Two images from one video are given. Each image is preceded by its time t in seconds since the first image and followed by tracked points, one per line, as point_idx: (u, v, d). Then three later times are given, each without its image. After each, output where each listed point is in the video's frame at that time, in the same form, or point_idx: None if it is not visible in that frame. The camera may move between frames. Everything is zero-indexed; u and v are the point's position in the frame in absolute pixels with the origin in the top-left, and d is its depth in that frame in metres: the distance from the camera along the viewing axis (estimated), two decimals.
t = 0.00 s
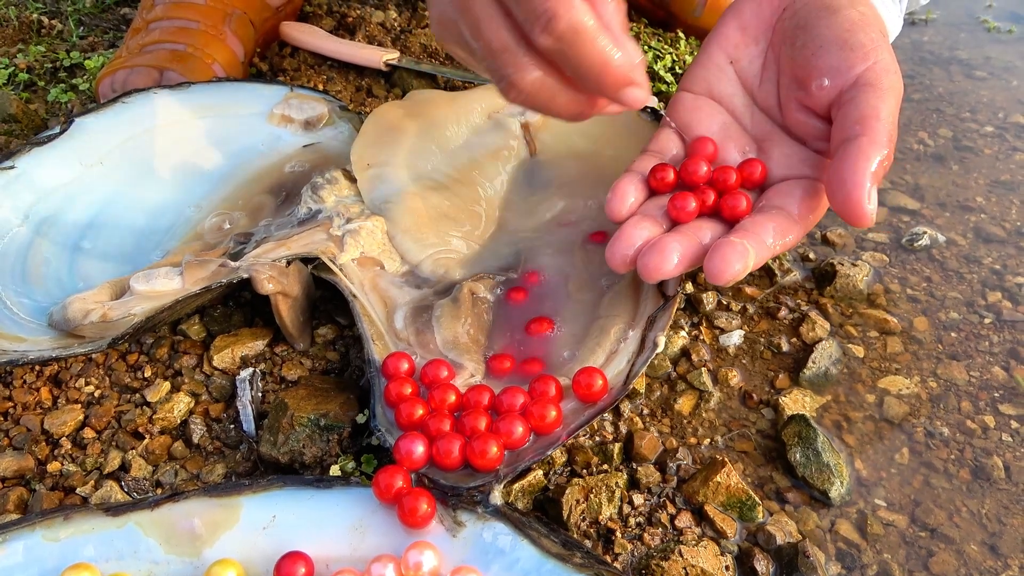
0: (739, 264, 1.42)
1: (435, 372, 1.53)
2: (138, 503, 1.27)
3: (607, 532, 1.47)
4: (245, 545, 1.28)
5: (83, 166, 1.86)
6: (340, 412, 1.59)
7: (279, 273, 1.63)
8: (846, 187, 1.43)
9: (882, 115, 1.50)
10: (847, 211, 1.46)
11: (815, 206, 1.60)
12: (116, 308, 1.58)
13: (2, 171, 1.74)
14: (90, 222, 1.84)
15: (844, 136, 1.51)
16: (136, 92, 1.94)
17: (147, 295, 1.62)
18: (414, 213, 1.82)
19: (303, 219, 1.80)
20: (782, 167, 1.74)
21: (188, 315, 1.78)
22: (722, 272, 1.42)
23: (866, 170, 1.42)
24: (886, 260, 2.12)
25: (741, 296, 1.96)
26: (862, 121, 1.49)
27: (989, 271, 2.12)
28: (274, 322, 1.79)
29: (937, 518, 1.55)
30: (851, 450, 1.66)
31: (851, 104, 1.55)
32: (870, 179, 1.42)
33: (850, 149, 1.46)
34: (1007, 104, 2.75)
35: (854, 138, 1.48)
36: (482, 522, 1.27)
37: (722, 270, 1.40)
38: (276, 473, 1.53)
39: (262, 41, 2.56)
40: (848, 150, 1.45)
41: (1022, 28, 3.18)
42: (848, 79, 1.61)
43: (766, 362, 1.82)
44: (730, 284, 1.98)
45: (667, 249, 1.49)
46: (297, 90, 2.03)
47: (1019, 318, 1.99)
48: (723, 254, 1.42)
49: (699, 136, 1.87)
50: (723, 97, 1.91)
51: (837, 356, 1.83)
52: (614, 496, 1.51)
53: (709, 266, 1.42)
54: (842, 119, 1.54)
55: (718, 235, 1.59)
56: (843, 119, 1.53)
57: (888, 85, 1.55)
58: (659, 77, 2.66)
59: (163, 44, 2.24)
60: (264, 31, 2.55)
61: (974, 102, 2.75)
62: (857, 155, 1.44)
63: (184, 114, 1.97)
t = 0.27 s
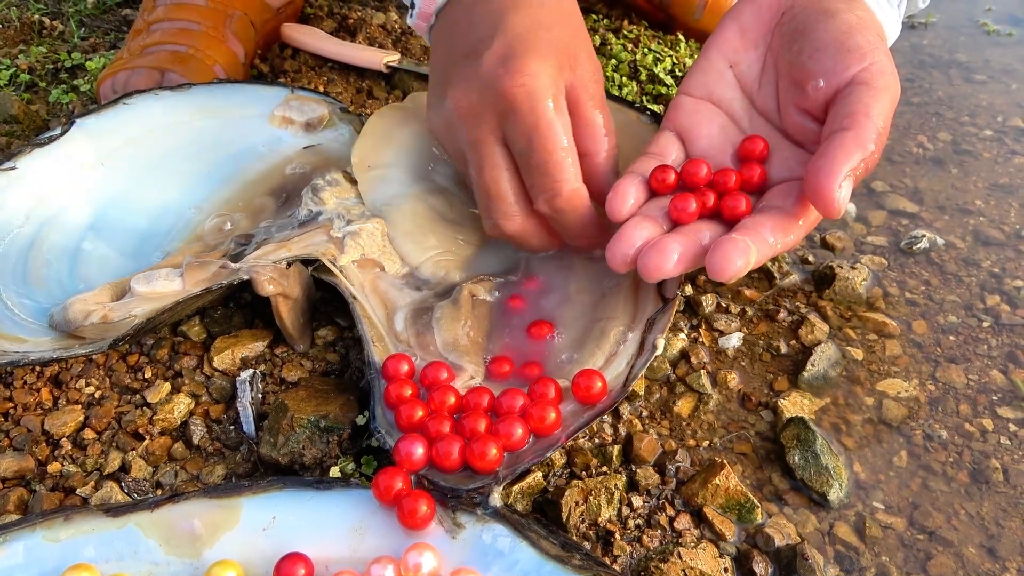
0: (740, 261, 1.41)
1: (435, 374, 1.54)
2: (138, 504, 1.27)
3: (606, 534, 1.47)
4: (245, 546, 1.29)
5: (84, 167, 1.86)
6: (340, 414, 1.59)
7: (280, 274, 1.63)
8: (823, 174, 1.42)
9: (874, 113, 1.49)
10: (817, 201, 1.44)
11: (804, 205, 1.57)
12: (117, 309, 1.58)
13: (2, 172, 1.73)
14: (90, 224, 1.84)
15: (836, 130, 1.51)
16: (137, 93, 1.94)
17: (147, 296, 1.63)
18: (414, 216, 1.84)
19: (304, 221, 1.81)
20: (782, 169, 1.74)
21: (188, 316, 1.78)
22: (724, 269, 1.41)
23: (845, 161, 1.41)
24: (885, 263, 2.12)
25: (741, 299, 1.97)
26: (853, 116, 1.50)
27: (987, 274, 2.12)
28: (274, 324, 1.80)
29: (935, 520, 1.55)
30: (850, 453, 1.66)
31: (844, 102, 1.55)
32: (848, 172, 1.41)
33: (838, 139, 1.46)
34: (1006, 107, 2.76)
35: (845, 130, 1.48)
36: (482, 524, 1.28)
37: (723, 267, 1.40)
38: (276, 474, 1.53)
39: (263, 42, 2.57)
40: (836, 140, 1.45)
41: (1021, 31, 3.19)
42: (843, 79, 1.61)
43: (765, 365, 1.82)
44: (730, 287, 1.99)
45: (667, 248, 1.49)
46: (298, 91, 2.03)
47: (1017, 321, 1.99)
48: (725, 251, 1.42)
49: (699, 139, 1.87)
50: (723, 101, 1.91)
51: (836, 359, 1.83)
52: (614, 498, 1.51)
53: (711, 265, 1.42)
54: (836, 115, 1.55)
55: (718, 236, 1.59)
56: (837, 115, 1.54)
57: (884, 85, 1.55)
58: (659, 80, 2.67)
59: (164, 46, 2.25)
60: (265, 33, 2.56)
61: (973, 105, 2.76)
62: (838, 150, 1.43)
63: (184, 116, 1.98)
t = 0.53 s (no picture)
0: (739, 265, 1.41)
1: (436, 375, 1.54)
2: (138, 506, 1.27)
3: (606, 536, 1.47)
4: (246, 547, 1.28)
5: (85, 168, 1.86)
6: (340, 415, 1.59)
7: (280, 275, 1.63)
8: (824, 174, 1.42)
9: (875, 112, 1.49)
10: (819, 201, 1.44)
11: (804, 206, 1.57)
12: (118, 310, 1.58)
13: (3, 173, 1.74)
14: (91, 225, 1.84)
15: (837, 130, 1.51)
16: (138, 95, 1.95)
17: (148, 298, 1.63)
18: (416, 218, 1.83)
19: (304, 222, 1.80)
20: (782, 171, 1.74)
21: (189, 317, 1.78)
22: (722, 273, 1.41)
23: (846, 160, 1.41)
24: (886, 265, 2.12)
25: (741, 300, 1.97)
26: (854, 116, 1.50)
27: (988, 276, 2.12)
28: (275, 325, 1.80)
29: (936, 522, 1.55)
30: (851, 454, 1.66)
31: (844, 103, 1.55)
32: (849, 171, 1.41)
33: (839, 139, 1.46)
34: (1007, 109, 2.76)
35: (846, 130, 1.47)
36: (483, 526, 1.27)
37: (722, 271, 1.40)
38: (277, 476, 1.53)
39: (264, 44, 2.57)
40: (837, 140, 1.45)
41: (1021, 33, 3.19)
42: (843, 79, 1.61)
43: (766, 366, 1.82)
44: (730, 289, 1.99)
45: (668, 250, 1.49)
46: (298, 93, 2.03)
47: (1018, 323, 1.99)
48: (723, 255, 1.42)
49: (700, 140, 1.87)
50: (723, 102, 1.92)
51: (837, 360, 1.83)
52: (614, 500, 1.51)
53: (709, 268, 1.42)
54: (837, 115, 1.55)
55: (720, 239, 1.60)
56: (837, 116, 1.54)
57: (884, 85, 1.55)
58: (660, 81, 2.67)
59: (165, 47, 2.25)
60: (266, 34, 2.56)
61: (974, 107, 2.76)
62: (840, 150, 1.43)
63: (185, 117, 1.98)
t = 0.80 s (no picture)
0: (747, 275, 1.42)
1: (437, 379, 1.53)
2: (139, 510, 1.27)
3: (608, 539, 1.47)
4: (247, 552, 1.28)
5: (84, 172, 1.86)
6: (341, 418, 1.59)
7: (280, 279, 1.63)
8: (842, 198, 1.44)
9: (879, 125, 1.51)
10: (841, 223, 1.47)
11: (814, 216, 1.59)
12: (118, 314, 1.58)
13: (3, 177, 1.74)
14: (90, 228, 1.84)
15: (841, 146, 1.52)
16: (138, 97, 1.93)
17: (148, 301, 1.63)
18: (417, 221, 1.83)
19: (304, 225, 1.80)
20: (784, 175, 1.74)
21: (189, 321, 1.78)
22: (730, 283, 1.42)
23: (861, 182, 1.43)
24: (887, 267, 2.12)
25: (743, 302, 1.96)
26: (857, 131, 1.51)
27: (989, 278, 2.12)
28: (275, 328, 1.79)
29: (938, 525, 1.54)
30: (853, 457, 1.66)
31: (848, 113, 1.57)
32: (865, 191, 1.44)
33: (846, 158, 1.47)
34: (1007, 110, 2.76)
35: (852, 148, 1.49)
36: (485, 530, 1.27)
37: (730, 281, 1.41)
38: (277, 479, 1.53)
39: (263, 46, 2.56)
40: (845, 160, 1.47)
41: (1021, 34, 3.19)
42: (846, 88, 1.63)
43: (767, 368, 1.82)
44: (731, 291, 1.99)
45: (672, 261, 1.49)
46: (298, 95, 2.03)
47: (1020, 325, 1.99)
48: (730, 264, 1.43)
49: (701, 143, 1.87)
50: (724, 105, 1.91)
51: (838, 362, 1.82)
52: (616, 503, 1.51)
53: (717, 278, 1.43)
54: (840, 127, 1.56)
55: (723, 245, 1.60)
56: (841, 127, 1.55)
57: (886, 95, 1.57)
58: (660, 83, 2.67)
59: (164, 49, 2.25)
60: (266, 37, 2.56)
61: (974, 108, 2.76)
62: (851, 166, 1.45)
63: (185, 120, 1.97)
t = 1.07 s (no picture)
0: (748, 273, 1.42)
1: (438, 378, 1.53)
2: (139, 510, 1.26)
3: (610, 538, 1.46)
4: (248, 552, 1.27)
5: (84, 172, 1.85)
6: (342, 418, 1.58)
7: (281, 278, 1.62)
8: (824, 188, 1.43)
9: (871, 121, 1.51)
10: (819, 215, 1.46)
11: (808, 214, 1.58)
12: (118, 314, 1.58)
13: (2, 177, 1.73)
14: (90, 229, 1.84)
15: (833, 141, 1.52)
16: (137, 97, 1.93)
17: (148, 301, 1.62)
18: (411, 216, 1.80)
19: (304, 224, 1.80)
20: (785, 175, 1.73)
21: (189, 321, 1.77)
22: (730, 282, 1.42)
23: (845, 173, 1.42)
24: (888, 265, 2.12)
25: (743, 301, 1.96)
26: (850, 126, 1.51)
27: (991, 276, 2.11)
28: (275, 328, 1.79)
29: (941, 523, 1.54)
30: (855, 455, 1.65)
31: (843, 109, 1.56)
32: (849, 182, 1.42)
33: (835, 152, 1.47)
34: (1007, 109, 2.76)
35: (842, 142, 1.49)
36: (486, 529, 1.27)
37: (731, 279, 1.40)
38: (278, 479, 1.52)
39: (263, 46, 2.56)
40: (834, 153, 1.47)
41: (1021, 33, 3.18)
42: (843, 86, 1.62)
43: (768, 367, 1.82)
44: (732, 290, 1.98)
45: (673, 260, 1.49)
46: (298, 95, 2.02)
47: (1022, 323, 1.99)
48: (730, 263, 1.43)
49: (702, 143, 1.86)
50: (725, 105, 1.91)
51: (840, 361, 1.82)
52: (617, 502, 1.50)
53: (717, 277, 1.42)
54: (834, 124, 1.56)
55: (724, 245, 1.59)
56: (835, 123, 1.55)
57: (882, 94, 1.56)
58: (660, 82, 2.66)
59: (164, 50, 2.25)
60: (266, 37, 2.55)
61: (975, 107, 2.76)
62: (836, 163, 1.44)
63: (184, 120, 1.97)
